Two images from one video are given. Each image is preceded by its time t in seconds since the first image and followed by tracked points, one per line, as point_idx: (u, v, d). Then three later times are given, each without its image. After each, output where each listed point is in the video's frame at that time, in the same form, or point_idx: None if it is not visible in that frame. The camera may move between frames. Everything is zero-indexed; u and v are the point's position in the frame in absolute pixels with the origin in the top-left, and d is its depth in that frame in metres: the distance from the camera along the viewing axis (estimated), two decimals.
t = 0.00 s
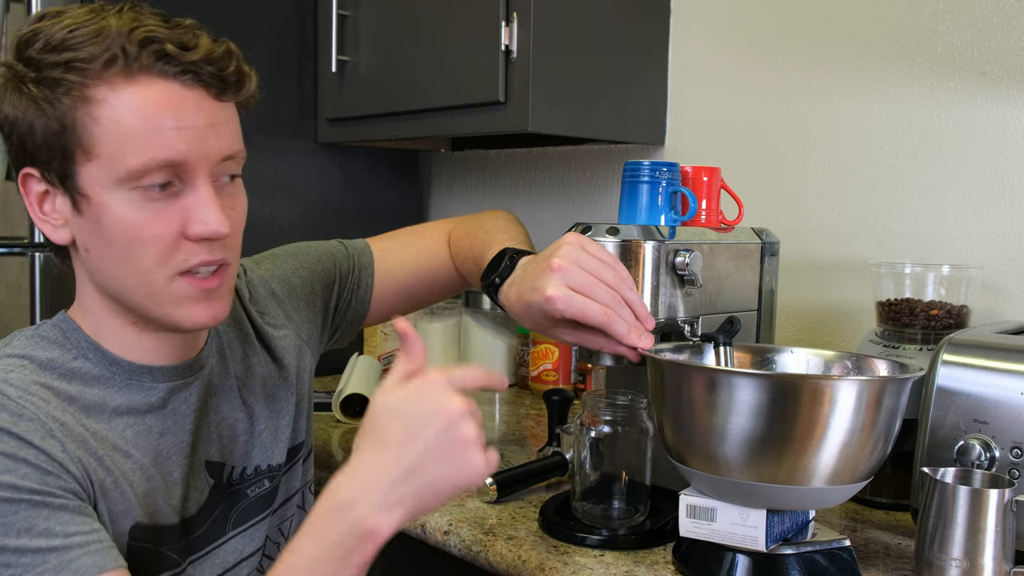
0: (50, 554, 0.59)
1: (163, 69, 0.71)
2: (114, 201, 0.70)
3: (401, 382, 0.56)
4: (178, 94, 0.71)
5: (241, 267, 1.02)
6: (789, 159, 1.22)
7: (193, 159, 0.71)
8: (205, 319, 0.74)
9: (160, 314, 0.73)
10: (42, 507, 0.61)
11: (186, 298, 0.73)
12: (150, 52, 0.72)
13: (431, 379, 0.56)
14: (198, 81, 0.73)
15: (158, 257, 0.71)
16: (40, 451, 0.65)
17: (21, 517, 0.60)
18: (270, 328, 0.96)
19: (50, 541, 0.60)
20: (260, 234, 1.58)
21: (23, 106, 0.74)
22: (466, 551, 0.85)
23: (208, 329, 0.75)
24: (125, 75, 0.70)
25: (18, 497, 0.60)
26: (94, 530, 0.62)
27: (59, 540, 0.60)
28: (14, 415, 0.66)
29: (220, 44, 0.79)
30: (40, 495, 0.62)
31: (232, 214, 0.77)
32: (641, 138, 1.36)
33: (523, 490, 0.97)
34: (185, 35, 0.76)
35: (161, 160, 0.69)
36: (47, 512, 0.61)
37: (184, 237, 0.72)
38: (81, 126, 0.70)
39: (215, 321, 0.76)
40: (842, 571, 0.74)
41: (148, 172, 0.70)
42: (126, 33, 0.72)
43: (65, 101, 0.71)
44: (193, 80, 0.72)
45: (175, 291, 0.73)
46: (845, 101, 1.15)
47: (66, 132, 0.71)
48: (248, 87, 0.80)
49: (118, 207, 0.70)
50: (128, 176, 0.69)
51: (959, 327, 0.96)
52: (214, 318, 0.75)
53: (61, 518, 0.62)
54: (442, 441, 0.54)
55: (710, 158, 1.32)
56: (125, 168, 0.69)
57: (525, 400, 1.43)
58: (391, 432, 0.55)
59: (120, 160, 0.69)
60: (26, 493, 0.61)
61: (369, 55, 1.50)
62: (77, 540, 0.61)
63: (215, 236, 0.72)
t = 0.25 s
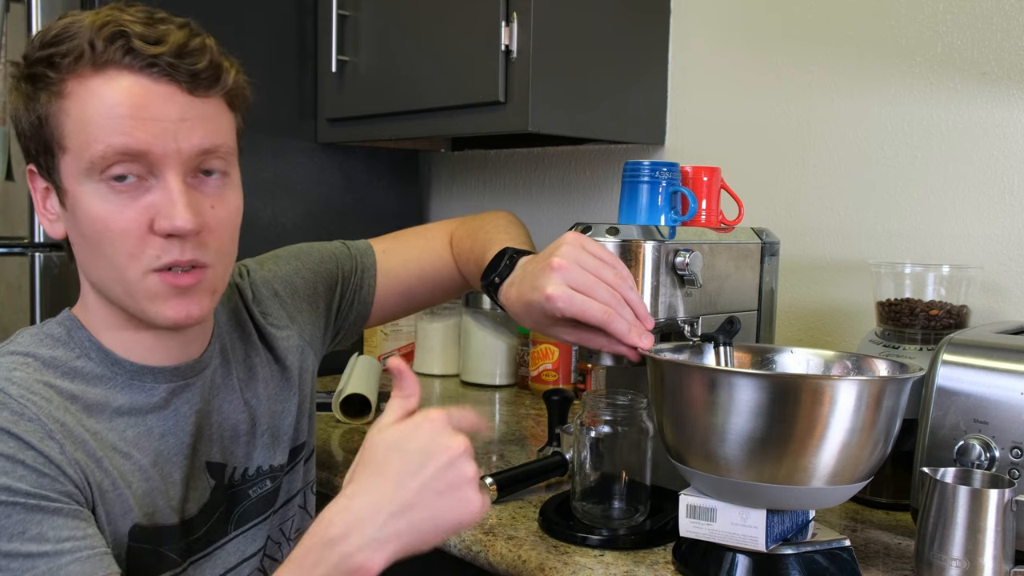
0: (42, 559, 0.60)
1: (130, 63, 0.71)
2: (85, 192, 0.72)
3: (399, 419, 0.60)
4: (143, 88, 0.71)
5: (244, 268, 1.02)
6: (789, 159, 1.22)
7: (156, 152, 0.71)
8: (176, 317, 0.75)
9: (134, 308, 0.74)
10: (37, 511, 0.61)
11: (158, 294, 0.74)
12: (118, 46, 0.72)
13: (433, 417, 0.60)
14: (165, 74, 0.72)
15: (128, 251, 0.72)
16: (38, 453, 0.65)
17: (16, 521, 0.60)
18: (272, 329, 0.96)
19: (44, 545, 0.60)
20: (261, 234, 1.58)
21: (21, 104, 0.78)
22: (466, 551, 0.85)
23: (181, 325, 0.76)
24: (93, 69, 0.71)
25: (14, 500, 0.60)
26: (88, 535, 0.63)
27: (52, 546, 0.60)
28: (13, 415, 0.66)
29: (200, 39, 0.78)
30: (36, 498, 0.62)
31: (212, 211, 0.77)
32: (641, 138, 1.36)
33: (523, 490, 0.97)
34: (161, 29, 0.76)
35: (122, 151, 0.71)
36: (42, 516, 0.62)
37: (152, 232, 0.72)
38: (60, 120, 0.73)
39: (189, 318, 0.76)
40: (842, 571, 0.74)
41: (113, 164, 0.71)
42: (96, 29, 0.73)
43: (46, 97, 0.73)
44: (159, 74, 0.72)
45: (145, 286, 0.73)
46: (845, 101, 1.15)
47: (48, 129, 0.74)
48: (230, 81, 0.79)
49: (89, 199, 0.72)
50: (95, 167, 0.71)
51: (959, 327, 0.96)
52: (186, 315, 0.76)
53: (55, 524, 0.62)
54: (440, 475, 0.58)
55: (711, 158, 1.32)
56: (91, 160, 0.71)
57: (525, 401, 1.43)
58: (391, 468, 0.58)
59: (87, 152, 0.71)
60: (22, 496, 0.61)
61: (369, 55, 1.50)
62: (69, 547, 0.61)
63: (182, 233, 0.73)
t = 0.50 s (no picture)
0: (42, 545, 0.59)
1: (117, 59, 0.72)
2: (78, 189, 0.73)
3: (366, 404, 0.50)
4: (131, 83, 0.72)
5: (247, 269, 1.02)
6: (789, 159, 1.22)
7: (146, 145, 0.72)
8: (173, 310, 0.76)
9: (129, 303, 0.75)
10: (37, 498, 0.61)
11: (154, 287, 0.75)
12: (104, 42, 0.72)
13: (403, 410, 0.49)
14: (151, 68, 0.73)
15: (121, 245, 0.73)
16: (37, 443, 0.65)
17: (16, 508, 0.60)
18: (273, 329, 0.96)
19: (44, 532, 0.59)
20: (260, 234, 1.58)
21: (12, 107, 0.79)
22: (466, 551, 0.84)
23: (178, 320, 0.76)
24: (81, 67, 0.72)
25: (13, 487, 0.60)
26: (90, 520, 0.62)
27: (52, 532, 0.60)
28: (12, 406, 0.67)
29: (184, 31, 0.78)
30: (36, 486, 0.62)
31: (206, 203, 0.78)
32: (641, 138, 1.36)
33: (523, 490, 0.97)
34: (145, 24, 0.76)
35: (113, 146, 0.71)
36: (42, 504, 0.61)
37: (144, 225, 0.73)
38: (52, 119, 0.73)
39: (186, 311, 0.77)
40: (842, 571, 0.74)
41: (103, 159, 0.72)
42: (82, 27, 0.73)
43: (36, 97, 0.74)
44: (146, 68, 0.72)
45: (140, 280, 0.74)
46: (845, 101, 1.15)
47: (41, 129, 0.75)
48: (217, 72, 0.78)
49: (82, 195, 0.73)
50: (88, 163, 0.72)
51: (959, 327, 0.96)
52: (182, 307, 0.76)
53: (57, 510, 0.61)
54: (404, 476, 0.49)
55: (711, 158, 1.32)
56: (82, 157, 0.72)
57: (525, 401, 1.43)
58: (352, 465, 0.50)
59: (78, 149, 0.72)
60: (22, 483, 0.61)
61: (369, 55, 1.50)
62: (70, 532, 0.60)
63: (175, 223, 0.74)
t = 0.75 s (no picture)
0: (58, 535, 0.60)
1: (106, 54, 0.72)
2: (74, 187, 0.73)
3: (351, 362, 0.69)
4: (122, 76, 0.72)
5: (251, 269, 1.02)
6: (789, 158, 1.22)
7: (139, 139, 0.72)
8: (174, 301, 0.76)
9: (130, 298, 0.75)
10: (51, 490, 0.62)
11: (155, 278, 0.75)
12: (92, 38, 0.72)
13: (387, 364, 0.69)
14: (140, 62, 0.73)
15: (120, 240, 0.73)
16: (48, 436, 0.66)
17: (32, 499, 0.61)
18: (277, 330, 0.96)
19: (59, 523, 0.61)
20: (260, 234, 1.58)
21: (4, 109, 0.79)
22: (466, 551, 0.84)
23: (179, 309, 0.77)
24: (71, 64, 0.72)
25: (29, 479, 0.61)
26: (101, 514, 0.63)
27: (67, 523, 0.61)
28: (24, 400, 0.67)
29: (170, 24, 0.79)
30: (50, 478, 0.63)
31: (201, 194, 0.78)
32: (641, 138, 1.36)
33: (523, 490, 0.97)
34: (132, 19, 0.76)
35: (107, 142, 0.71)
36: (57, 496, 0.62)
37: (142, 218, 0.73)
38: (45, 119, 0.74)
39: (187, 301, 0.77)
40: (842, 571, 0.74)
41: (98, 155, 0.72)
42: (69, 25, 0.73)
43: (28, 98, 0.75)
44: (135, 62, 0.73)
45: (141, 272, 0.74)
46: (845, 101, 1.15)
47: (35, 129, 0.75)
48: (204, 64, 0.79)
49: (78, 192, 0.73)
50: (83, 160, 0.72)
51: (959, 327, 0.96)
52: (184, 297, 0.76)
53: (71, 502, 0.62)
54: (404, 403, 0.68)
55: (711, 158, 1.32)
56: (77, 153, 0.72)
57: (525, 401, 1.43)
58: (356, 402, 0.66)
59: (72, 146, 0.72)
60: (37, 475, 0.62)
61: (369, 55, 1.50)
62: (84, 524, 0.61)
63: (172, 214, 0.74)
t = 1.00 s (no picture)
0: (65, 525, 0.60)
1: (88, 57, 0.72)
2: (60, 191, 0.73)
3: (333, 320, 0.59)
4: (104, 78, 0.72)
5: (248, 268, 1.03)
6: (789, 158, 1.22)
7: (123, 143, 0.72)
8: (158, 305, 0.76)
9: (118, 301, 0.75)
10: (55, 481, 0.62)
11: (140, 282, 0.75)
12: (75, 40, 0.73)
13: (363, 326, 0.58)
14: (123, 63, 0.73)
15: (106, 242, 0.73)
16: (49, 429, 0.66)
17: (37, 490, 0.61)
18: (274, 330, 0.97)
19: (65, 514, 0.60)
20: (260, 234, 1.58)
21: None
22: (466, 551, 0.84)
23: (166, 314, 0.77)
24: (55, 67, 0.72)
25: (34, 470, 0.61)
26: (106, 503, 0.63)
27: (74, 513, 0.60)
28: (24, 395, 0.67)
29: (155, 25, 0.79)
30: (54, 470, 0.63)
31: (188, 197, 0.77)
32: (641, 138, 1.36)
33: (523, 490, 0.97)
34: (116, 21, 0.76)
35: (91, 145, 0.71)
36: (62, 486, 0.62)
37: (126, 220, 0.73)
38: (32, 122, 0.74)
39: (175, 305, 0.77)
40: (842, 571, 0.74)
41: (82, 158, 0.72)
42: (53, 27, 0.74)
43: (17, 102, 0.75)
44: (117, 63, 0.73)
45: (127, 276, 0.74)
46: (845, 101, 1.15)
47: (24, 132, 0.76)
48: (189, 65, 0.79)
49: (64, 195, 0.73)
50: (68, 163, 0.72)
51: (959, 327, 0.96)
52: (173, 301, 0.77)
53: (75, 492, 0.62)
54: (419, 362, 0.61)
55: (711, 158, 1.32)
56: (62, 157, 0.72)
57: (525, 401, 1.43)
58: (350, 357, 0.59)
59: (58, 150, 0.72)
60: (41, 467, 0.62)
61: (369, 55, 1.50)
62: (90, 513, 0.61)
63: (155, 217, 0.73)
